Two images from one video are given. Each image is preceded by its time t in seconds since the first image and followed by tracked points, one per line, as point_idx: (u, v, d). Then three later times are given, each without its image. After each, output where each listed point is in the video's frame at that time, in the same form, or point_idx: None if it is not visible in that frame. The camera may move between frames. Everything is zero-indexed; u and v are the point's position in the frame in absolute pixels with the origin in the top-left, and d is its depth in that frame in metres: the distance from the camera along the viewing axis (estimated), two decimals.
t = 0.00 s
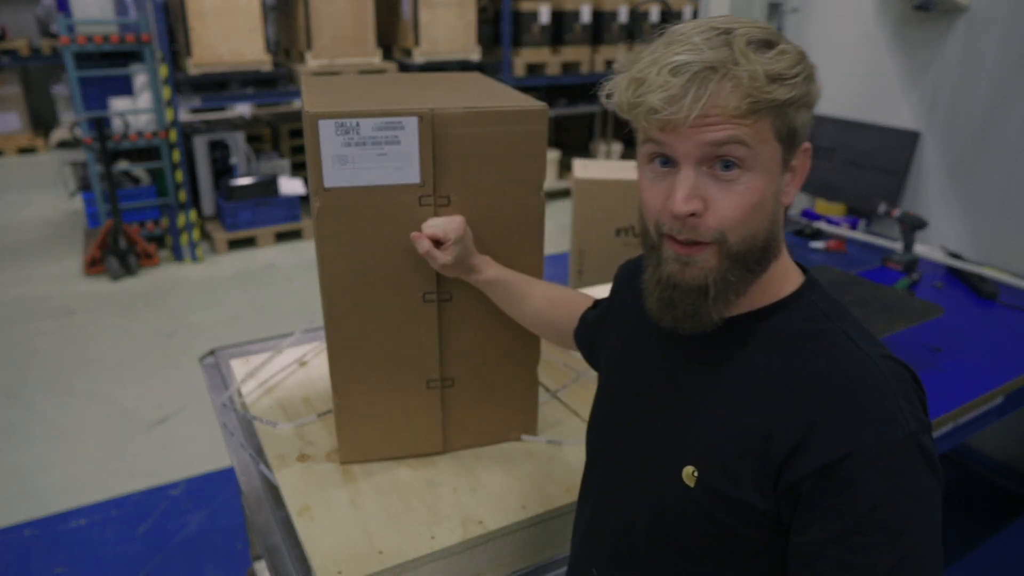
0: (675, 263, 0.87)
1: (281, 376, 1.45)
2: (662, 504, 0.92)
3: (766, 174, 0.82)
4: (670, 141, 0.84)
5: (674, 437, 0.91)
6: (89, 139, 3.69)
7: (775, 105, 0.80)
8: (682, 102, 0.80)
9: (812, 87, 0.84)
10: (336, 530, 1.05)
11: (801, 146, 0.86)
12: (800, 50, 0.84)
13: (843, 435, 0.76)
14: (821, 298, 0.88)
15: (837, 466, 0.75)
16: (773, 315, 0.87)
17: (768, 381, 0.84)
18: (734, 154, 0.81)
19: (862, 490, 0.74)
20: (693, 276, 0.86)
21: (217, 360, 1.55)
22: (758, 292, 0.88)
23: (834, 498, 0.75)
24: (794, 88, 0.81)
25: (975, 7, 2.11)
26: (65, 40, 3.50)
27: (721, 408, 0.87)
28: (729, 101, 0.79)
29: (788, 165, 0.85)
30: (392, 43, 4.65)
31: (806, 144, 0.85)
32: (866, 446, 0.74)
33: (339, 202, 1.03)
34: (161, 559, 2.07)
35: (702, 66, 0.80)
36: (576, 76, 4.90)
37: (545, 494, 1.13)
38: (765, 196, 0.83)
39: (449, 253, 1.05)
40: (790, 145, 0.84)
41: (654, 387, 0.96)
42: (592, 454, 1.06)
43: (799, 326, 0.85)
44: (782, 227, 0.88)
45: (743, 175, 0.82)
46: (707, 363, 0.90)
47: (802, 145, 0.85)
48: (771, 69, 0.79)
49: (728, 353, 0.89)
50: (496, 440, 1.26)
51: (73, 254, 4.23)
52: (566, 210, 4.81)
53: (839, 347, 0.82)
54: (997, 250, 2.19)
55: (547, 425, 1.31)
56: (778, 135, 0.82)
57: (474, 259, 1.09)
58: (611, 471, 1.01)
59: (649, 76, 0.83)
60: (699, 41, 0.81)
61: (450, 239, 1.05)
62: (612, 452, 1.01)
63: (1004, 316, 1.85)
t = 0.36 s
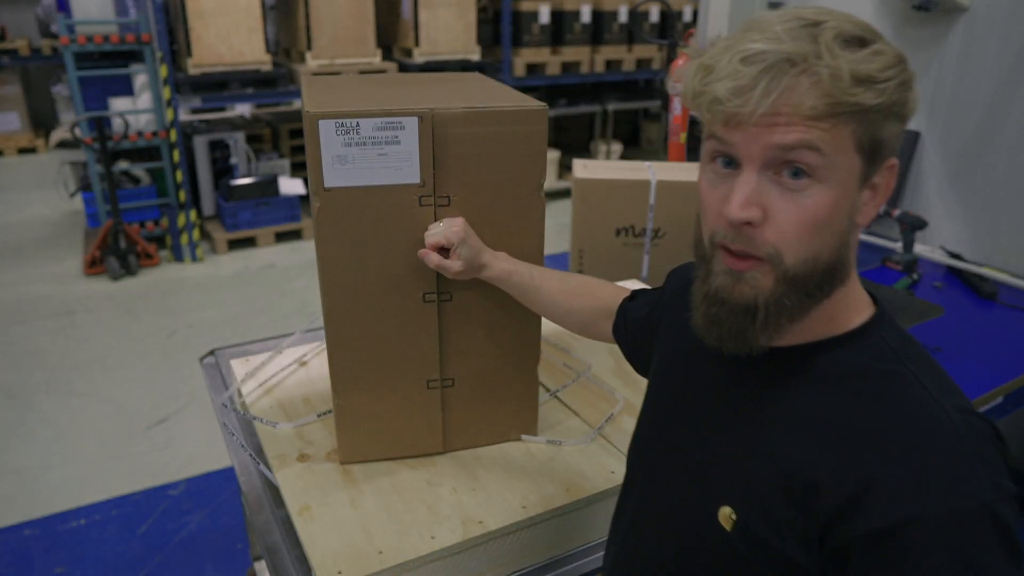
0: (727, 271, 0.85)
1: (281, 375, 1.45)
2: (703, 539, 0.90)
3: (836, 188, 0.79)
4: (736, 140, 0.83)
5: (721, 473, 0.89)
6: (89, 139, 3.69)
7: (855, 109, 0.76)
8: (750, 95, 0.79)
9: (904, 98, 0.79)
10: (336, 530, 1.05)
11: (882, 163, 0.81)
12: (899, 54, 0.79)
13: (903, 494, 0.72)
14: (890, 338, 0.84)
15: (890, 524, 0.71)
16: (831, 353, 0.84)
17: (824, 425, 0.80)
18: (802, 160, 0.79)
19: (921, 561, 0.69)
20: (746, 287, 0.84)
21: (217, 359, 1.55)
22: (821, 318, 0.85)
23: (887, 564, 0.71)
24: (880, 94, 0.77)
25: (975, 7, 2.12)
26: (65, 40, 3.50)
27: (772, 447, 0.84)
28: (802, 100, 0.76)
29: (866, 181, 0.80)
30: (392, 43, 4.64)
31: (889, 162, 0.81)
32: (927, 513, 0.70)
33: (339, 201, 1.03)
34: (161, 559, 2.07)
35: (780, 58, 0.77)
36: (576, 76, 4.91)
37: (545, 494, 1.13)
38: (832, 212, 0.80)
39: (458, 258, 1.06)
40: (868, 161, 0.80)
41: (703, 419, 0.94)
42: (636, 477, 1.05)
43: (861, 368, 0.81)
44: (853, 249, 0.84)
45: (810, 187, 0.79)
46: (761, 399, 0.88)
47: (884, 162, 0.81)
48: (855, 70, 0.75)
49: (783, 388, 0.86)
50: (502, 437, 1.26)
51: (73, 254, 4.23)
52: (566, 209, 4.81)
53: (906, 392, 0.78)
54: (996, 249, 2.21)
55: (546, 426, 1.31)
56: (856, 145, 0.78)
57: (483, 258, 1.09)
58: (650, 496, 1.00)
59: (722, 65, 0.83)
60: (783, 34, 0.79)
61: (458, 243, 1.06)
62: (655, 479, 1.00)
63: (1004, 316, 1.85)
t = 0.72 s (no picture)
0: (802, 320, 0.73)
1: (281, 375, 1.45)
2: None
3: (938, 232, 0.66)
4: (820, 173, 0.71)
5: (788, 535, 0.77)
6: (89, 139, 3.69)
7: (968, 143, 0.64)
8: (841, 124, 0.67)
9: None
10: (336, 529, 1.05)
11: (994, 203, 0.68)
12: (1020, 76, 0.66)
13: None
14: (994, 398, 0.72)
15: None
16: (928, 408, 0.71)
17: (911, 490, 0.69)
18: (899, 198, 0.66)
19: None
20: (823, 341, 0.71)
21: (217, 359, 1.55)
22: (912, 374, 0.73)
23: None
24: (999, 126, 0.64)
25: (975, 6, 2.12)
26: (65, 40, 3.50)
27: (857, 514, 0.72)
28: (903, 132, 0.64)
29: (976, 222, 0.68)
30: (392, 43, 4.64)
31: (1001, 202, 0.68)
32: None
33: (340, 201, 1.03)
34: (161, 559, 2.07)
35: (876, 83, 0.65)
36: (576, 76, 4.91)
37: (545, 494, 1.13)
38: (932, 258, 0.67)
39: (449, 259, 1.06)
40: (980, 199, 0.67)
41: (764, 468, 0.81)
42: (671, 521, 0.94)
43: (969, 432, 0.69)
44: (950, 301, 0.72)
45: (906, 228, 0.67)
46: (841, 454, 0.75)
47: (996, 202, 0.68)
48: (967, 96, 0.63)
49: (861, 443, 0.74)
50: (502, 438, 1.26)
51: (74, 254, 4.23)
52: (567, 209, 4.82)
53: None
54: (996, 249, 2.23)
55: (546, 426, 1.31)
56: (966, 182, 0.65)
57: (478, 257, 1.07)
58: (689, 542, 0.89)
59: (807, 87, 0.70)
60: (877, 55, 0.67)
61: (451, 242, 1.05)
62: (696, 527, 0.89)
63: (1004, 316, 1.85)
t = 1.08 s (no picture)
0: (836, 313, 0.73)
1: (281, 375, 1.45)
2: None
3: (984, 234, 0.66)
4: (871, 159, 0.72)
5: (808, 541, 0.76)
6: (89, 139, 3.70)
7: None
8: (898, 107, 0.68)
9: None
10: (336, 529, 1.05)
11: None
12: None
13: None
14: None
15: None
16: (971, 428, 0.71)
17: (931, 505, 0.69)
18: (945, 192, 0.67)
19: None
20: (855, 334, 0.72)
21: (217, 360, 1.55)
22: (947, 384, 0.72)
23: None
24: None
25: (975, 8, 2.16)
26: (65, 40, 3.50)
27: (892, 526, 0.71)
28: (961, 122, 0.65)
29: None
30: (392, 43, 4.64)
31: None
32: None
33: (340, 202, 1.03)
34: (161, 559, 2.07)
35: (941, 70, 0.66)
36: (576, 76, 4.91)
37: (545, 494, 1.13)
38: (972, 264, 0.67)
39: (453, 253, 1.05)
40: None
41: (795, 471, 0.80)
42: (690, 517, 0.94)
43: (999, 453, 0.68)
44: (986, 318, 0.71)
45: (953, 226, 0.67)
46: (881, 463, 0.74)
47: None
48: None
49: (886, 454, 0.73)
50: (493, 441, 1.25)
51: (73, 254, 4.23)
52: (567, 210, 4.82)
53: None
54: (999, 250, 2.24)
55: (546, 426, 1.31)
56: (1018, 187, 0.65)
57: (485, 249, 1.06)
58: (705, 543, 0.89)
59: (868, 72, 0.72)
60: (944, 48, 0.68)
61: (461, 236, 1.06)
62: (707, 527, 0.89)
63: (1005, 317, 1.85)
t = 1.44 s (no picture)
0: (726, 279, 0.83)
1: (281, 375, 1.46)
2: None
3: (778, 224, 0.70)
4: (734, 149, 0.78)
5: (760, 524, 0.80)
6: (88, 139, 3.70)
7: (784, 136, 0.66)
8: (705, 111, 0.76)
9: (887, 138, 0.61)
10: (336, 529, 1.05)
11: (863, 214, 0.65)
12: (900, 82, 0.60)
13: None
14: (983, 433, 0.68)
15: None
16: (916, 433, 0.69)
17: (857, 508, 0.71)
18: (745, 187, 0.72)
19: None
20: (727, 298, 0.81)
21: (217, 359, 1.55)
22: (859, 374, 0.73)
23: None
24: (822, 126, 0.63)
25: (975, 7, 2.14)
26: (64, 40, 3.50)
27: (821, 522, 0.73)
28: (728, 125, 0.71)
29: (838, 230, 0.66)
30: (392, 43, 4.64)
31: (871, 215, 0.64)
32: None
33: (340, 201, 1.03)
34: (161, 559, 2.07)
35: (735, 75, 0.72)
36: (576, 76, 4.91)
37: (546, 494, 1.13)
38: (774, 250, 0.71)
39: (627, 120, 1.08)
40: (825, 205, 0.66)
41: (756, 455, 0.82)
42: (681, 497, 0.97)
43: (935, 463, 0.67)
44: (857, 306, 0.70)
45: (755, 215, 0.72)
46: (830, 460, 0.75)
47: (863, 212, 0.64)
48: (803, 92, 0.64)
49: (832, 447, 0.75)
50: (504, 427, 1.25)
51: (74, 254, 4.23)
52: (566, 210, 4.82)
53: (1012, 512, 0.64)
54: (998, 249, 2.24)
55: (547, 426, 1.31)
56: (802, 184, 0.67)
57: (502, 210, 1.11)
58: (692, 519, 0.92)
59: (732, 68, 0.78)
60: (807, 46, 0.68)
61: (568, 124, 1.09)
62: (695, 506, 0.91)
63: (1005, 316, 1.85)
